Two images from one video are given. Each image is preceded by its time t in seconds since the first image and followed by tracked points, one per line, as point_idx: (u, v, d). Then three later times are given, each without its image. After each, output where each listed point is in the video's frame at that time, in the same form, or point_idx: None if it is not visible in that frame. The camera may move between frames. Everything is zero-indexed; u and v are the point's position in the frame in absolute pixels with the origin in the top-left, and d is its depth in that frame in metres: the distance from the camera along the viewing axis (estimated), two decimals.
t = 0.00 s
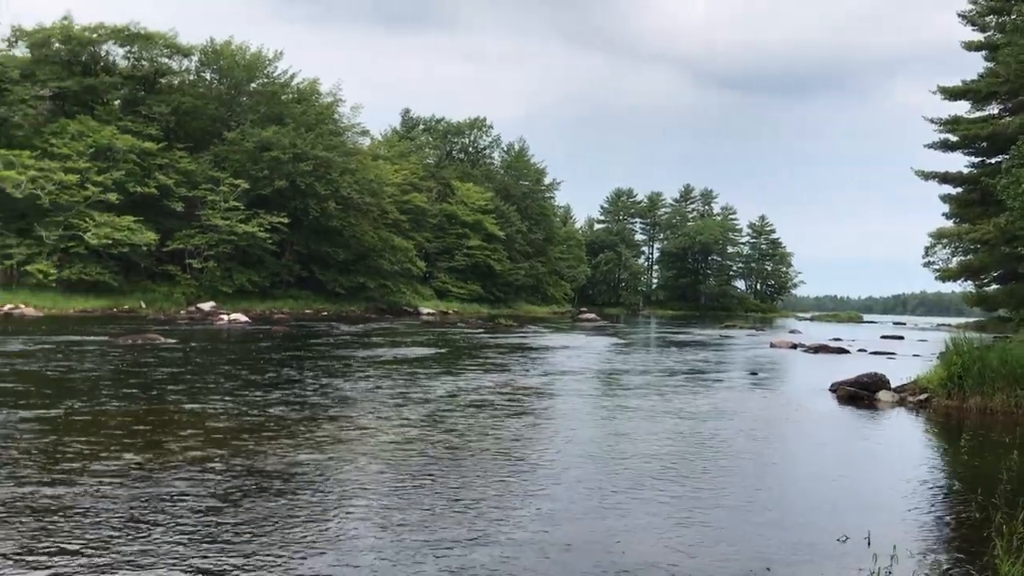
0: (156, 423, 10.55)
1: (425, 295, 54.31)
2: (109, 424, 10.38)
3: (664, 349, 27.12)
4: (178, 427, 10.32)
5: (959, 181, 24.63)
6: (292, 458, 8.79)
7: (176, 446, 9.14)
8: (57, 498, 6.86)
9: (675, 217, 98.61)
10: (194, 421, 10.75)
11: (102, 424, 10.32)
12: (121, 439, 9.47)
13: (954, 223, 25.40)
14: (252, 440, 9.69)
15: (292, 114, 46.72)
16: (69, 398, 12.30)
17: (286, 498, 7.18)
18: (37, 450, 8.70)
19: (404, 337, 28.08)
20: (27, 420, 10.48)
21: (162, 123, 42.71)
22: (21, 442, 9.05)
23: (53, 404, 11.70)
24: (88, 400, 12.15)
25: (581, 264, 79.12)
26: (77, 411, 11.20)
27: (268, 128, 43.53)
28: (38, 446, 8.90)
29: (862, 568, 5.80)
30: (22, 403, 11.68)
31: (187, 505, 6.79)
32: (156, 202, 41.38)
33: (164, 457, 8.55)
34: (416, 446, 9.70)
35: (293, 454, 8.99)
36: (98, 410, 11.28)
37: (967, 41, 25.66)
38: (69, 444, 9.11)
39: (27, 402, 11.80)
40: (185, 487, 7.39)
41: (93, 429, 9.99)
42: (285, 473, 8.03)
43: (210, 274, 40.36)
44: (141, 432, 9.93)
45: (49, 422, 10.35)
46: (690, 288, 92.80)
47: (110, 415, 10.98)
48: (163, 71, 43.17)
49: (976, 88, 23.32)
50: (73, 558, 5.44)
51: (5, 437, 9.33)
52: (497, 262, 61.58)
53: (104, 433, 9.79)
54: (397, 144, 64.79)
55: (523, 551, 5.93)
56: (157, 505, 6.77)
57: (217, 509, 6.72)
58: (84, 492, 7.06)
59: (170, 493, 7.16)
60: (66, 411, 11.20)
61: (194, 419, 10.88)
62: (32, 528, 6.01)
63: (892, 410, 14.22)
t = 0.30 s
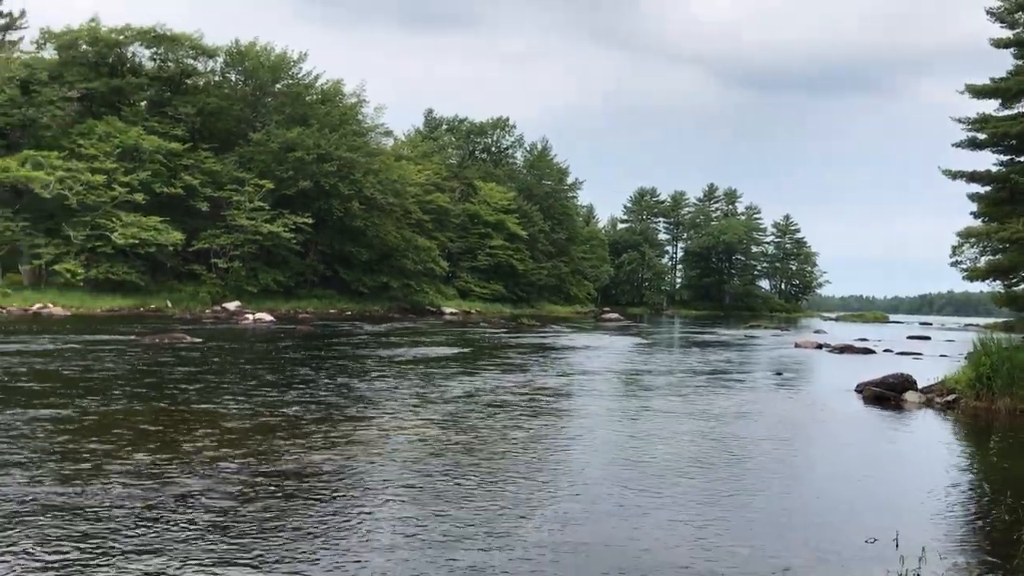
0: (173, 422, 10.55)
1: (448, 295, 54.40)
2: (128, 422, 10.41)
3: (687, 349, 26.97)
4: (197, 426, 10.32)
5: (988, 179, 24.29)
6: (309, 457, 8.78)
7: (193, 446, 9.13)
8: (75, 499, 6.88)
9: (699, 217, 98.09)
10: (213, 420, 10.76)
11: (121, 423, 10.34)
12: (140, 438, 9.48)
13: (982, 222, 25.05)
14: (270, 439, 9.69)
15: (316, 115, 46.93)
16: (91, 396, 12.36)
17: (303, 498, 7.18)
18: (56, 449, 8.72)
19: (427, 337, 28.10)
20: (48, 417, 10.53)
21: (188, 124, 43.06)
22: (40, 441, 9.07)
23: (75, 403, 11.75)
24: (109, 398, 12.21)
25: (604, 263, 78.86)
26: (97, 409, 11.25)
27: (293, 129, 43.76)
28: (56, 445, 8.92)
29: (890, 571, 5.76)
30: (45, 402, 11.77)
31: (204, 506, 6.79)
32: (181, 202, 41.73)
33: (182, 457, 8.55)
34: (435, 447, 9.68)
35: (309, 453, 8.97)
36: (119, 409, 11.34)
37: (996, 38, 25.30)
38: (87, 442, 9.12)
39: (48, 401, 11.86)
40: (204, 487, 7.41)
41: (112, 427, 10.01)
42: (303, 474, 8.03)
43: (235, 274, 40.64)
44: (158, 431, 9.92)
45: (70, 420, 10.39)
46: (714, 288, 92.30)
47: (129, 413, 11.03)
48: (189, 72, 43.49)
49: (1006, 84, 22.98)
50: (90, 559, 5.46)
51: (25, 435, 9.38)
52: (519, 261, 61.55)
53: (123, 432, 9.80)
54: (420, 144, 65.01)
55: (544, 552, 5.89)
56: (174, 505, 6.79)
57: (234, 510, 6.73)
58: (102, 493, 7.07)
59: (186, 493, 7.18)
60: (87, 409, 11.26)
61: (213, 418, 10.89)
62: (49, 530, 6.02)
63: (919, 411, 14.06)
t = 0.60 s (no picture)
0: (192, 423, 10.63)
1: (472, 295, 54.46)
2: (152, 423, 10.52)
3: (712, 350, 26.83)
4: (215, 426, 10.40)
5: (1020, 177, 23.92)
6: (327, 458, 8.85)
7: (211, 447, 9.21)
8: (94, 499, 6.97)
9: (724, 217, 97.54)
10: (231, 420, 10.83)
11: (140, 424, 10.43)
12: (159, 438, 9.57)
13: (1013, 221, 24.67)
14: (289, 439, 9.76)
15: (341, 116, 47.12)
16: (113, 397, 12.49)
17: (320, 498, 7.24)
18: (75, 449, 8.82)
19: (451, 337, 28.15)
20: (69, 418, 10.64)
21: (214, 126, 43.44)
22: (61, 441, 9.18)
23: (97, 403, 11.88)
24: (131, 399, 12.33)
25: (628, 264, 78.57)
26: (118, 410, 11.37)
27: (318, 131, 44.01)
28: (76, 445, 9.01)
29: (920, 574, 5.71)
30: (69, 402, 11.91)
31: (221, 507, 6.86)
32: (207, 204, 42.14)
33: (199, 458, 8.64)
34: (456, 447, 9.72)
35: (326, 454, 9.03)
36: (140, 410, 11.45)
37: None
38: (107, 443, 9.22)
39: (71, 401, 12.00)
40: (221, 487, 7.48)
41: (132, 428, 10.10)
42: (324, 475, 8.09)
43: (261, 275, 40.95)
44: (176, 432, 10.01)
45: (91, 421, 10.48)
46: (739, 289, 91.78)
47: (150, 414, 11.13)
48: (215, 75, 43.83)
49: None
50: (108, 559, 5.54)
51: (47, 436, 9.48)
52: (543, 262, 61.50)
53: (141, 432, 9.89)
54: (443, 145, 65.29)
55: (560, 554, 5.91)
56: (190, 506, 6.86)
57: (250, 510, 6.80)
58: (120, 494, 7.15)
59: (203, 493, 7.25)
60: (109, 409, 11.38)
61: (231, 419, 10.96)
62: (67, 530, 6.10)
63: (947, 412, 13.93)
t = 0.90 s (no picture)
0: (205, 426, 10.65)
1: (493, 297, 54.49)
2: (174, 425, 10.61)
3: (735, 351, 26.69)
4: (228, 430, 10.42)
5: None
6: (340, 461, 8.84)
7: (222, 450, 9.23)
8: (114, 502, 7.05)
9: (747, 217, 97.00)
10: (243, 424, 10.84)
11: (159, 427, 10.52)
12: (169, 442, 9.59)
13: None
14: (301, 442, 9.78)
15: (363, 119, 47.29)
16: (130, 400, 12.57)
17: (331, 502, 7.23)
18: (87, 453, 8.86)
19: (472, 339, 28.16)
20: (84, 421, 10.69)
21: (237, 130, 43.75)
22: (73, 445, 9.23)
23: (112, 407, 11.96)
24: (147, 402, 12.39)
25: (649, 265, 78.29)
26: (139, 412, 11.48)
27: (339, 134, 44.21)
28: (88, 449, 9.06)
29: None
30: (86, 405, 12.00)
31: (232, 510, 6.88)
32: (230, 207, 42.48)
33: (211, 461, 8.66)
34: (472, 450, 9.68)
35: (337, 457, 9.01)
36: (155, 413, 11.50)
37: None
38: (118, 447, 9.25)
39: (86, 404, 12.06)
40: (232, 491, 7.50)
41: (145, 431, 10.12)
42: (348, 478, 8.12)
43: (283, 278, 41.17)
44: (187, 435, 10.03)
45: (106, 425, 10.52)
46: (762, 290, 91.23)
47: (172, 416, 11.23)
48: (237, 79, 44.13)
49: None
50: (115, 564, 5.55)
51: (61, 439, 9.53)
52: (564, 263, 61.42)
53: (161, 435, 9.98)
54: (464, 147, 65.41)
55: (569, 559, 5.87)
56: (200, 510, 6.88)
57: (261, 513, 6.82)
58: (131, 498, 7.18)
59: (212, 497, 7.27)
60: (124, 412, 11.44)
61: (244, 422, 10.98)
62: (74, 534, 6.13)
63: (974, 414, 13.75)
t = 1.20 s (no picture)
0: (217, 429, 10.69)
1: (513, 299, 54.49)
2: (195, 428, 10.69)
3: (757, 353, 26.53)
4: (249, 433, 10.49)
5: None
6: (353, 464, 8.87)
7: (242, 453, 9.29)
8: (135, 505, 7.12)
9: (768, 218, 96.46)
10: (255, 427, 10.88)
11: (179, 430, 10.60)
12: (182, 446, 9.65)
13: None
14: (315, 446, 9.81)
15: (383, 122, 47.47)
16: (146, 403, 12.66)
17: (346, 506, 7.26)
18: (99, 456, 8.93)
19: (492, 341, 28.16)
20: (99, 425, 10.77)
21: (258, 134, 44.07)
22: (86, 448, 9.30)
23: (128, 410, 12.05)
24: (168, 405, 12.49)
25: (671, 266, 77.96)
26: (161, 415, 11.58)
27: (360, 137, 44.43)
28: (100, 453, 9.12)
29: None
30: (103, 408, 12.10)
31: (242, 514, 6.92)
32: (252, 210, 42.79)
33: (223, 465, 8.71)
34: (491, 454, 9.68)
35: (349, 461, 9.03)
36: (176, 416, 11.58)
37: None
38: (131, 450, 9.31)
39: (105, 408, 12.16)
40: (245, 495, 7.54)
41: (162, 435, 10.19)
42: (370, 481, 8.17)
43: (305, 280, 41.35)
44: (198, 439, 10.07)
45: (125, 428, 10.61)
46: (784, 291, 90.62)
47: (193, 419, 11.31)
48: (259, 83, 44.44)
49: None
50: (136, 567, 5.63)
51: (75, 443, 9.60)
52: (584, 265, 61.30)
53: (182, 439, 10.06)
54: (484, 150, 65.53)
55: (580, 564, 5.86)
56: (211, 513, 6.92)
57: (272, 517, 6.85)
58: (153, 500, 7.27)
59: (223, 501, 7.31)
60: (140, 416, 11.53)
61: (258, 426, 11.01)
62: (83, 537, 6.18)
63: (1000, 417, 13.61)
